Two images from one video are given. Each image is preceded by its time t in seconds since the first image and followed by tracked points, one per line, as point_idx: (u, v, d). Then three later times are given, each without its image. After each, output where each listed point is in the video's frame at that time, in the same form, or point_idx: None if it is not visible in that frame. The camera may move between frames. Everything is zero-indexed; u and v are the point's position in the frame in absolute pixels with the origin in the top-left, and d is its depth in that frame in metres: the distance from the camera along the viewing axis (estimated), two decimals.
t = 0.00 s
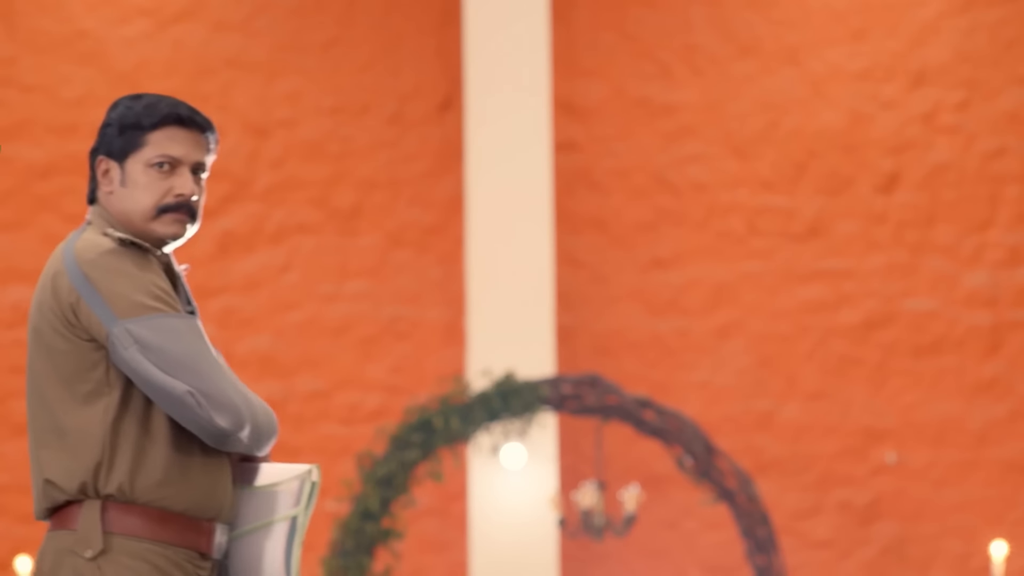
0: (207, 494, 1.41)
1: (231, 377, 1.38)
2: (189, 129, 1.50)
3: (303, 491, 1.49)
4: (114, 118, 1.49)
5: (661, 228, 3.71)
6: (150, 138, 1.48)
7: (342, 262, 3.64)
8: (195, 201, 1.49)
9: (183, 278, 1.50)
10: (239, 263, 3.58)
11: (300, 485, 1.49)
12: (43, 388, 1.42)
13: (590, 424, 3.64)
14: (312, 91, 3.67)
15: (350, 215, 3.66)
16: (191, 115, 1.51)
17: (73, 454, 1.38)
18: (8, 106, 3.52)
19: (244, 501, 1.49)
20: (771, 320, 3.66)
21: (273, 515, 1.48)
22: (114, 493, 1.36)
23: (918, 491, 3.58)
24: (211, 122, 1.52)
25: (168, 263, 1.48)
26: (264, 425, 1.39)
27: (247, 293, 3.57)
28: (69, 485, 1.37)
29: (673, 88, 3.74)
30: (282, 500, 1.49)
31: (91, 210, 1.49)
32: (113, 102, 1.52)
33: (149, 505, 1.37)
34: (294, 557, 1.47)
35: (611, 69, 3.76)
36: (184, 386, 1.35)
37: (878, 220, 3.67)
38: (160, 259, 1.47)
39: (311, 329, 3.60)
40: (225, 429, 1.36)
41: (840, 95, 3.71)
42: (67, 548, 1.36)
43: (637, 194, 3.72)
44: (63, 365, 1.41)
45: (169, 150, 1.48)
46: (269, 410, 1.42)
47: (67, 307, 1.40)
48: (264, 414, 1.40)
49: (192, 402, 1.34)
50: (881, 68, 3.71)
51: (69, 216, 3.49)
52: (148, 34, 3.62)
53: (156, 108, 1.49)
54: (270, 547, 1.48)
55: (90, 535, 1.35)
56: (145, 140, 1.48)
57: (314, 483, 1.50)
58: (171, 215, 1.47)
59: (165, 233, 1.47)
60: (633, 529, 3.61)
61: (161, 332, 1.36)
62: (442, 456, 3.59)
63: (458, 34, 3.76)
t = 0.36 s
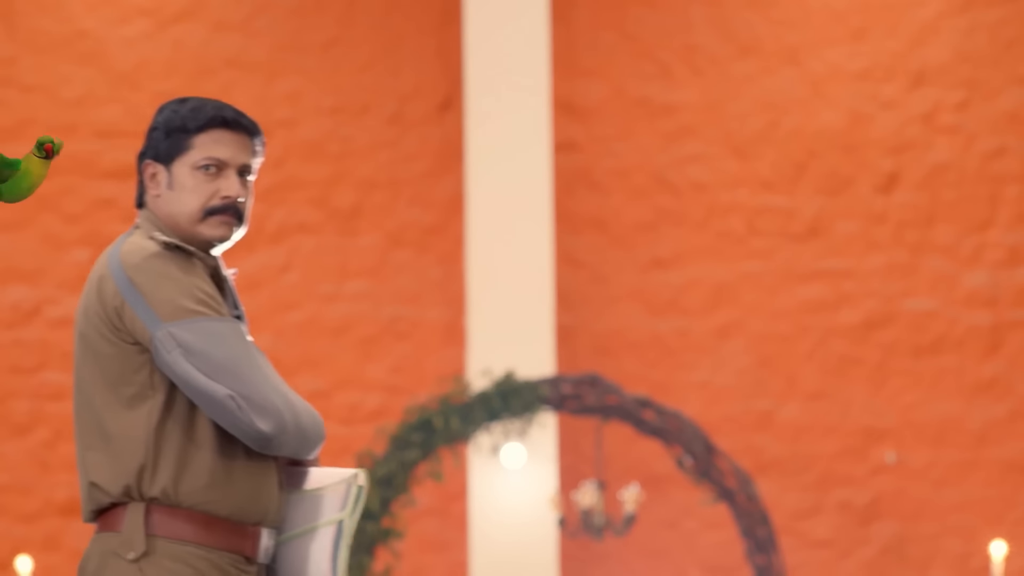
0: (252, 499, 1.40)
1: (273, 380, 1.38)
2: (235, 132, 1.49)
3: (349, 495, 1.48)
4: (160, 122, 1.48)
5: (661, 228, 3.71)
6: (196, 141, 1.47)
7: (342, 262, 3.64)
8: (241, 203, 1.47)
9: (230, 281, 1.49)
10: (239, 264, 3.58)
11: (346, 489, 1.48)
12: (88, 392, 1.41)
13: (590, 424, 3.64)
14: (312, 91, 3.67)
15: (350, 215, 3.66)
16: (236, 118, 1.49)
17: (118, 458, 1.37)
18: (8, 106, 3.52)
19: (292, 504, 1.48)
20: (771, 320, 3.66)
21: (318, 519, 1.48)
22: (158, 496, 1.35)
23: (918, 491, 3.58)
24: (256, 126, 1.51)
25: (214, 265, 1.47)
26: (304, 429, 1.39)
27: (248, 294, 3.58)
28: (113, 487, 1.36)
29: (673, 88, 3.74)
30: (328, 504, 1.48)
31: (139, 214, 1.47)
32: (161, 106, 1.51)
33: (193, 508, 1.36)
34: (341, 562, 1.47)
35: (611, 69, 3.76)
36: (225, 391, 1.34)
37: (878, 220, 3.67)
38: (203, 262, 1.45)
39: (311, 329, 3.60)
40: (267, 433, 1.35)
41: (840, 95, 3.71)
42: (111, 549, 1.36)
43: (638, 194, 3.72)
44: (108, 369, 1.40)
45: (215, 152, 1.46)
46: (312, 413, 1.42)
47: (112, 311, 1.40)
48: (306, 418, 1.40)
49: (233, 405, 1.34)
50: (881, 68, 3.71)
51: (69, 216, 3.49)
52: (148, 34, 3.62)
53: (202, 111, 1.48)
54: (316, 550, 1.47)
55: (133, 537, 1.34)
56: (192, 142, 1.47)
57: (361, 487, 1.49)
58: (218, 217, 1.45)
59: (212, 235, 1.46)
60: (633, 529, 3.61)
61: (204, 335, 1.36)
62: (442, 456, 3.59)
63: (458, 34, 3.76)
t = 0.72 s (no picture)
0: (310, 508, 1.32)
1: (335, 392, 1.32)
2: (308, 139, 1.42)
3: (404, 509, 1.39)
4: (232, 130, 1.42)
5: (661, 228, 3.71)
6: (268, 147, 1.40)
7: (342, 262, 3.65)
8: (314, 211, 1.40)
9: (297, 292, 1.43)
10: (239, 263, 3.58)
11: (401, 502, 1.39)
12: (148, 392, 1.34)
13: (590, 424, 3.65)
14: (313, 91, 3.68)
15: (350, 215, 3.67)
16: (308, 125, 1.43)
17: (174, 461, 1.30)
18: (8, 106, 3.51)
19: (348, 517, 1.40)
20: (771, 320, 3.66)
21: (370, 534, 1.39)
22: (213, 501, 1.28)
23: (917, 490, 3.58)
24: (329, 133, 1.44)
25: (283, 275, 1.40)
26: (365, 444, 1.33)
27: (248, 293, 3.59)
28: (167, 490, 1.29)
29: (672, 88, 3.74)
30: (382, 518, 1.39)
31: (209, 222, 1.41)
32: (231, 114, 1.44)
33: (247, 515, 1.29)
34: None
35: (611, 69, 3.76)
36: (286, 399, 1.28)
37: (878, 220, 3.67)
38: (273, 271, 1.38)
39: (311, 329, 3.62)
40: (327, 446, 1.29)
41: (839, 95, 3.71)
42: (162, 552, 1.29)
43: (637, 194, 3.73)
44: (169, 370, 1.33)
45: (287, 159, 1.39)
46: (372, 427, 1.35)
47: (176, 313, 1.33)
48: (368, 433, 1.34)
49: (291, 415, 1.27)
50: (881, 68, 3.71)
51: (69, 216, 3.51)
52: (148, 34, 3.62)
53: (274, 117, 1.41)
54: (367, 563, 1.38)
55: (186, 541, 1.28)
56: (263, 149, 1.39)
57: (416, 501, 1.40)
58: (290, 225, 1.38)
59: (283, 244, 1.38)
60: (633, 529, 3.62)
61: (269, 343, 1.29)
62: (442, 455, 3.59)
63: (458, 34, 3.77)
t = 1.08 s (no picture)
0: (365, 499, 1.41)
1: (394, 384, 1.39)
2: (372, 137, 1.53)
3: (462, 504, 1.49)
4: (299, 126, 1.54)
5: (661, 228, 3.71)
6: (334, 144, 1.51)
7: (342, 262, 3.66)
8: (376, 207, 1.51)
9: (358, 287, 1.52)
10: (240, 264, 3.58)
11: (459, 499, 1.48)
12: (211, 382, 1.46)
13: (590, 424, 3.65)
14: (313, 91, 3.68)
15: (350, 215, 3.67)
16: (374, 121, 1.53)
17: (234, 451, 1.41)
18: (8, 106, 3.50)
19: (406, 511, 1.48)
20: (771, 320, 3.66)
21: (428, 528, 1.48)
22: (270, 491, 1.38)
23: (917, 490, 3.58)
24: (393, 132, 1.55)
25: (345, 269, 1.51)
26: (421, 436, 1.40)
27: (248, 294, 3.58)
28: (227, 479, 1.40)
29: (672, 88, 3.74)
30: (441, 513, 1.48)
31: (277, 214, 1.52)
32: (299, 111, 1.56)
33: (303, 505, 1.39)
34: (449, 570, 1.48)
35: (611, 69, 3.76)
36: (346, 390, 1.36)
37: (878, 220, 3.67)
38: (336, 264, 1.49)
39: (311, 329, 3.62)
40: (384, 435, 1.37)
41: (839, 95, 3.71)
42: (222, 544, 1.40)
43: (637, 194, 3.73)
44: (231, 361, 1.44)
45: (351, 156, 1.50)
46: (429, 421, 1.43)
47: (239, 304, 1.43)
48: (424, 424, 1.42)
49: (351, 405, 1.36)
50: (881, 68, 3.71)
51: (69, 217, 3.50)
52: (148, 34, 3.62)
53: (340, 115, 1.52)
54: (425, 555, 1.48)
55: (244, 531, 1.38)
56: (329, 145, 1.51)
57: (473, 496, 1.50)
58: (353, 220, 1.49)
59: (346, 238, 1.49)
60: (633, 529, 3.62)
61: (329, 334, 1.38)
62: (442, 455, 3.59)
63: (458, 34, 3.77)
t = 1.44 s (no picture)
0: (403, 489, 1.50)
1: (430, 372, 1.48)
2: (398, 130, 1.61)
3: (503, 492, 1.58)
4: (325, 122, 1.62)
5: (661, 228, 3.71)
6: (360, 138, 1.59)
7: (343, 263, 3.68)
8: (403, 200, 1.59)
9: (390, 278, 1.61)
10: (240, 264, 3.58)
11: (500, 486, 1.58)
12: (251, 379, 1.54)
13: (589, 424, 3.65)
14: (312, 91, 3.68)
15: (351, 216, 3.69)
16: (399, 117, 1.62)
17: (276, 446, 1.49)
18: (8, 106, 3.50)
19: (446, 501, 1.58)
20: (771, 320, 3.66)
21: (470, 516, 1.57)
22: (313, 484, 1.47)
23: (917, 490, 3.59)
24: (418, 125, 1.63)
25: (376, 262, 1.59)
26: (458, 422, 1.48)
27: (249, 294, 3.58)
28: (270, 475, 1.48)
29: (672, 88, 3.74)
30: (484, 501, 1.58)
31: (308, 210, 1.62)
32: (326, 107, 1.65)
33: (346, 496, 1.48)
34: (491, 555, 1.57)
35: (611, 69, 3.76)
36: (385, 377, 1.44)
37: (878, 220, 3.67)
38: (367, 256, 1.58)
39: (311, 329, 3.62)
40: (424, 421, 1.45)
41: (839, 95, 3.71)
42: (268, 540, 1.48)
43: (637, 194, 3.73)
44: (270, 357, 1.52)
45: (378, 150, 1.59)
46: (466, 410, 1.51)
47: (275, 300, 1.52)
48: (461, 410, 1.49)
49: (391, 392, 1.44)
50: (881, 68, 3.71)
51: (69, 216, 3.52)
52: (148, 34, 3.62)
53: (365, 110, 1.61)
54: (470, 542, 1.57)
55: (289, 526, 1.46)
56: (356, 140, 1.59)
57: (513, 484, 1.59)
58: (382, 214, 1.58)
59: (376, 231, 1.58)
60: (633, 529, 3.62)
61: (366, 325, 1.46)
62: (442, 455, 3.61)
63: (457, 34, 3.76)
